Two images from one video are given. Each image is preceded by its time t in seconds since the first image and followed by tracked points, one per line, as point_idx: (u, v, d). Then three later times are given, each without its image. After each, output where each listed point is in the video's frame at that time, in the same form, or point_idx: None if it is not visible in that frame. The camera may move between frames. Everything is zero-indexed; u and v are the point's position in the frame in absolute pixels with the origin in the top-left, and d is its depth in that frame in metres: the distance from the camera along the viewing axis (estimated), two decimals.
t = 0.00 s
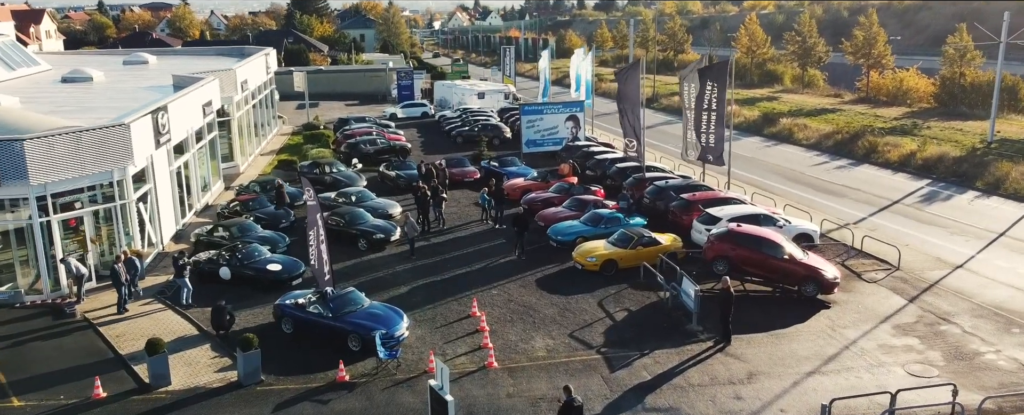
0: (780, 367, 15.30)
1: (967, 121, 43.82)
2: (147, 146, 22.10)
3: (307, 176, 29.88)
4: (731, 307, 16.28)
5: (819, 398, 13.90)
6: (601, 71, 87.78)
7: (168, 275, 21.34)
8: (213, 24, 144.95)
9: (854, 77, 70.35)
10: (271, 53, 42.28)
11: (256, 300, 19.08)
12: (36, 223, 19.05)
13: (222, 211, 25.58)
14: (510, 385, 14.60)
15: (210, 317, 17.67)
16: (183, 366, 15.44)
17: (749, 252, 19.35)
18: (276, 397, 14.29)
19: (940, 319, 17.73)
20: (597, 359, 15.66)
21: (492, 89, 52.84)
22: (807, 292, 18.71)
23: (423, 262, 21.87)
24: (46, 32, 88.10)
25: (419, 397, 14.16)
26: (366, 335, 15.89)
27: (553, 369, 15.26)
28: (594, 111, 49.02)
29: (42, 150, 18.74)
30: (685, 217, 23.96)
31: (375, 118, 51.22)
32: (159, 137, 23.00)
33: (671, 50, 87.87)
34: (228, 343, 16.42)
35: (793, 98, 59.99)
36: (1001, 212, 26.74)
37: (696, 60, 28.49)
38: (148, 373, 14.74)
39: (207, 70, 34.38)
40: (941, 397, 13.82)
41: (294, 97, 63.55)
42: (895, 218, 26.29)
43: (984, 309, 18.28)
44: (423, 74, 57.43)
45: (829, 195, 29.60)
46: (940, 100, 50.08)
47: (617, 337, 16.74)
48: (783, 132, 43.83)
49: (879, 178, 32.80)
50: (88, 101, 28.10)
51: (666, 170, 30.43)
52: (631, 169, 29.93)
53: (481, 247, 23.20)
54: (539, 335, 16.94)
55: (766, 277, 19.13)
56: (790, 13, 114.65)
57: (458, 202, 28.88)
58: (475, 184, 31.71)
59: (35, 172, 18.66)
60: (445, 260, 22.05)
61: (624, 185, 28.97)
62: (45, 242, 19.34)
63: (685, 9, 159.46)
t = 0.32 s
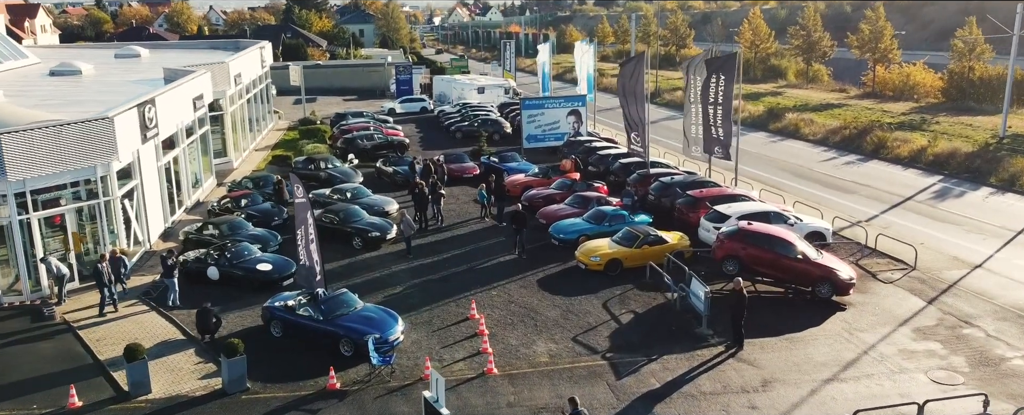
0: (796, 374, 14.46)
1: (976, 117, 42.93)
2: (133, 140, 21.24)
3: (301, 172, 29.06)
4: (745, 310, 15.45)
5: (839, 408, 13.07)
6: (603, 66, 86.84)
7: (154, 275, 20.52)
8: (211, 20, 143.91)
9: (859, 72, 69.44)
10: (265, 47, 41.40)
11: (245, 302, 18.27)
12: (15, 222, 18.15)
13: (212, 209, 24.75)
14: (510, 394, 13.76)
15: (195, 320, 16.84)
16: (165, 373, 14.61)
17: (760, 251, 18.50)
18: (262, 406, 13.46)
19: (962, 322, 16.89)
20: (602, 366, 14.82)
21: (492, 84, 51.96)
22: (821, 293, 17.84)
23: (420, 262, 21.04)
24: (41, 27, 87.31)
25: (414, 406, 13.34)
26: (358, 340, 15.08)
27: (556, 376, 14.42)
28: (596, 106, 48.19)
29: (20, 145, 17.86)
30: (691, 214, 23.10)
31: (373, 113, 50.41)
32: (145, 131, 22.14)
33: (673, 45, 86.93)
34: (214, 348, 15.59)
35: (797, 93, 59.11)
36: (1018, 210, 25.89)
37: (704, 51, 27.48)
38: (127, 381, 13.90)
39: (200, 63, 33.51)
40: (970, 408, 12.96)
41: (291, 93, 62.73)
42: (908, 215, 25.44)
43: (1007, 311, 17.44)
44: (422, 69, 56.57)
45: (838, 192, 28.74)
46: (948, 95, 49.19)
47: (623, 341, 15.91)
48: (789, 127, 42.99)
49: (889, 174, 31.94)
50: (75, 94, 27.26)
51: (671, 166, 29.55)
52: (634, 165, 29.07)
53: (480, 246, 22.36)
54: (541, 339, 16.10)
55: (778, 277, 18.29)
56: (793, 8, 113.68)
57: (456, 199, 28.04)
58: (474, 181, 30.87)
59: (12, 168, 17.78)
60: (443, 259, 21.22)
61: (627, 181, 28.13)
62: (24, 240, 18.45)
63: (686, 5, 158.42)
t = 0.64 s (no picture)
0: (812, 379, 13.73)
1: (986, 111, 42.16)
2: (120, 133, 20.46)
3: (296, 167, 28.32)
4: (757, 311, 14.72)
5: None
6: (605, 61, 86.03)
7: (142, 273, 19.80)
8: (211, 14, 143.02)
9: (864, 66, 68.63)
10: (261, 40, 40.61)
11: (235, 301, 17.55)
12: None
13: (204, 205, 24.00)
14: (511, 400, 13.02)
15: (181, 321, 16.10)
16: (148, 377, 13.88)
17: (772, 250, 17.77)
18: (248, 412, 12.73)
19: (983, 324, 16.14)
20: (608, 370, 14.09)
21: (492, 78, 51.28)
22: (835, 292, 17.09)
23: (417, 260, 20.30)
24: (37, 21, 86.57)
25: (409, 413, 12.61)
26: (352, 342, 14.37)
27: (560, 381, 13.68)
28: (597, 100, 47.44)
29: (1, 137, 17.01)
30: (698, 211, 22.34)
31: (372, 107, 49.70)
32: (134, 124, 21.38)
33: (675, 39, 86.08)
34: (200, 351, 14.87)
35: (802, 87, 58.34)
36: None
37: (711, 44, 26.80)
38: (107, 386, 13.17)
39: (193, 55, 32.77)
40: None
41: (289, 87, 62.01)
42: (921, 211, 24.67)
43: None
44: (421, 63, 55.82)
45: (848, 188, 27.97)
46: (955, 89, 48.47)
47: (629, 344, 15.17)
48: (795, 121, 42.23)
49: (899, 170, 31.18)
50: (65, 86, 26.54)
51: (677, 161, 28.77)
52: (638, 159, 28.30)
53: (479, 243, 21.62)
54: (544, 341, 15.37)
55: (790, 276, 17.55)
56: (796, 2, 112.88)
57: (455, 194, 27.30)
58: (474, 176, 30.12)
59: None
60: (441, 257, 20.49)
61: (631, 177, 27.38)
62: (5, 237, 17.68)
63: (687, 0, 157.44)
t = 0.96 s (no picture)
0: (832, 388, 12.92)
1: (997, 106, 41.31)
2: (104, 128, 19.61)
3: (291, 163, 27.51)
4: (774, 316, 13.91)
5: None
6: (607, 57, 85.14)
7: (128, 274, 19.00)
8: (210, 10, 141.94)
9: (870, 61, 67.76)
10: (257, 34, 39.76)
11: (223, 304, 16.75)
12: None
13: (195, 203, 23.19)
14: (513, 411, 12.21)
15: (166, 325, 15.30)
16: (128, 386, 13.08)
17: (787, 250, 16.98)
18: None
19: (1010, 328, 15.31)
20: (615, 378, 13.29)
21: (492, 73, 50.30)
22: (853, 295, 16.27)
23: (414, 260, 19.49)
24: (32, 15, 85.69)
25: None
26: (344, 348, 13.57)
27: (565, 390, 12.86)
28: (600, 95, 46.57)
29: None
30: (706, 208, 21.52)
31: (370, 103, 48.89)
32: (119, 118, 20.56)
33: (678, 34, 85.13)
34: (185, 357, 14.08)
35: (807, 83, 57.49)
36: None
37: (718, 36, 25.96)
38: (83, 397, 12.36)
39: (186, 49, 31.93)
40: None
41: (286, 83, 61.15)
42: (936, 209, 23.83)
43: None
44: (421, 58, 54.95)
45: (859, 184, 27.13)
46: (964, 85, 47.61)
47: (638, 350, 14.36)
48: (802, 117, 41.40)
49: (911, 166, 30.34)
50: (52, 80, 25.73)
51: (683, 158, 27.93)
52: (644, 156, 27.47)
53: (479, 242, 20.81)
54: (548, 347, 14.56)
55: (806, 277, 16.76)
56: None
57: (455, 192, 26.48)
58: (474, 173, 29.30)
59: None
60: (440, 257, 19.68)
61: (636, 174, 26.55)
62: None
63: None
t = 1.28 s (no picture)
0: (852, 395, 12.20)
1: (1006, 101, 40.55)
2: (90, 121, 18.86)
3: (286, 158, 26.79)
4: (790, 318, 13.20)
5: None
6: (609, 51, 84.33)
7: (114, 273, 18.29)
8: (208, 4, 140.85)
9: (875, 55, 66.98)
10: (252, 26, 38.98)
11: (211, 305, 16.03)
12: None
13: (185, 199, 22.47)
14: None
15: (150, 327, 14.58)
16: (108, 393, 12.36)
17: (801, 248, 16.25)
18: None
19: None
20: (622, 384, 12.58)
21: (492, 67, 49.70)
22: (870, 295, 15.56)
23: (411, 258, 18.77)
24: (28, 10, 84.75)
25: None
26: (336, 353, 12.87)
27: (569, 397, 12.13)
28: (602, 90, 45.82)
29: None
30: (714, 205, 20.78)
31: (369, 97, 48.15)
32: (105, 111, 19.81)
33: (680, 29, 84.22)
34: (168, 362, 13.37)
35: (812, 77, 56.72)
36: None
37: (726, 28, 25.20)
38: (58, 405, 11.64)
39: (179, 41, 31.18)
40: None
41: (284, 78, 60.36)
42: (950, 205, 23.10)
43: None
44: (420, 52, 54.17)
45: (870, 180, 26.38)
46: (972, 79, 46.80)
47: (645, 354, 13.64)
48: (809, 111, 40.64)
49: (922, 161, 29.59)
50: (39, 72, 24.99)
51: (689, 153, 27.18)
52: (648, 150, 26.71)
53: (479, 240, 20.09)
54: (551, 350, 13.85)
55: (820, 277, 16.05)
56: None
57: (454, 187, 25.76)
58: (474, 168, 28.56)
59: None
60: (438, 255, 18.96)
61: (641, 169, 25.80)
62: None
63: None
